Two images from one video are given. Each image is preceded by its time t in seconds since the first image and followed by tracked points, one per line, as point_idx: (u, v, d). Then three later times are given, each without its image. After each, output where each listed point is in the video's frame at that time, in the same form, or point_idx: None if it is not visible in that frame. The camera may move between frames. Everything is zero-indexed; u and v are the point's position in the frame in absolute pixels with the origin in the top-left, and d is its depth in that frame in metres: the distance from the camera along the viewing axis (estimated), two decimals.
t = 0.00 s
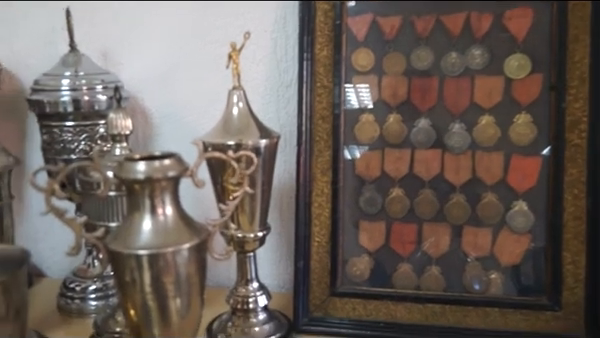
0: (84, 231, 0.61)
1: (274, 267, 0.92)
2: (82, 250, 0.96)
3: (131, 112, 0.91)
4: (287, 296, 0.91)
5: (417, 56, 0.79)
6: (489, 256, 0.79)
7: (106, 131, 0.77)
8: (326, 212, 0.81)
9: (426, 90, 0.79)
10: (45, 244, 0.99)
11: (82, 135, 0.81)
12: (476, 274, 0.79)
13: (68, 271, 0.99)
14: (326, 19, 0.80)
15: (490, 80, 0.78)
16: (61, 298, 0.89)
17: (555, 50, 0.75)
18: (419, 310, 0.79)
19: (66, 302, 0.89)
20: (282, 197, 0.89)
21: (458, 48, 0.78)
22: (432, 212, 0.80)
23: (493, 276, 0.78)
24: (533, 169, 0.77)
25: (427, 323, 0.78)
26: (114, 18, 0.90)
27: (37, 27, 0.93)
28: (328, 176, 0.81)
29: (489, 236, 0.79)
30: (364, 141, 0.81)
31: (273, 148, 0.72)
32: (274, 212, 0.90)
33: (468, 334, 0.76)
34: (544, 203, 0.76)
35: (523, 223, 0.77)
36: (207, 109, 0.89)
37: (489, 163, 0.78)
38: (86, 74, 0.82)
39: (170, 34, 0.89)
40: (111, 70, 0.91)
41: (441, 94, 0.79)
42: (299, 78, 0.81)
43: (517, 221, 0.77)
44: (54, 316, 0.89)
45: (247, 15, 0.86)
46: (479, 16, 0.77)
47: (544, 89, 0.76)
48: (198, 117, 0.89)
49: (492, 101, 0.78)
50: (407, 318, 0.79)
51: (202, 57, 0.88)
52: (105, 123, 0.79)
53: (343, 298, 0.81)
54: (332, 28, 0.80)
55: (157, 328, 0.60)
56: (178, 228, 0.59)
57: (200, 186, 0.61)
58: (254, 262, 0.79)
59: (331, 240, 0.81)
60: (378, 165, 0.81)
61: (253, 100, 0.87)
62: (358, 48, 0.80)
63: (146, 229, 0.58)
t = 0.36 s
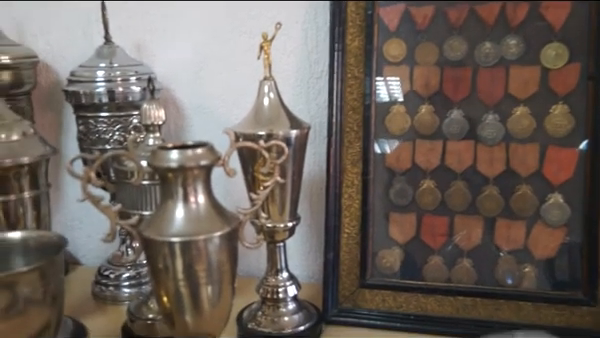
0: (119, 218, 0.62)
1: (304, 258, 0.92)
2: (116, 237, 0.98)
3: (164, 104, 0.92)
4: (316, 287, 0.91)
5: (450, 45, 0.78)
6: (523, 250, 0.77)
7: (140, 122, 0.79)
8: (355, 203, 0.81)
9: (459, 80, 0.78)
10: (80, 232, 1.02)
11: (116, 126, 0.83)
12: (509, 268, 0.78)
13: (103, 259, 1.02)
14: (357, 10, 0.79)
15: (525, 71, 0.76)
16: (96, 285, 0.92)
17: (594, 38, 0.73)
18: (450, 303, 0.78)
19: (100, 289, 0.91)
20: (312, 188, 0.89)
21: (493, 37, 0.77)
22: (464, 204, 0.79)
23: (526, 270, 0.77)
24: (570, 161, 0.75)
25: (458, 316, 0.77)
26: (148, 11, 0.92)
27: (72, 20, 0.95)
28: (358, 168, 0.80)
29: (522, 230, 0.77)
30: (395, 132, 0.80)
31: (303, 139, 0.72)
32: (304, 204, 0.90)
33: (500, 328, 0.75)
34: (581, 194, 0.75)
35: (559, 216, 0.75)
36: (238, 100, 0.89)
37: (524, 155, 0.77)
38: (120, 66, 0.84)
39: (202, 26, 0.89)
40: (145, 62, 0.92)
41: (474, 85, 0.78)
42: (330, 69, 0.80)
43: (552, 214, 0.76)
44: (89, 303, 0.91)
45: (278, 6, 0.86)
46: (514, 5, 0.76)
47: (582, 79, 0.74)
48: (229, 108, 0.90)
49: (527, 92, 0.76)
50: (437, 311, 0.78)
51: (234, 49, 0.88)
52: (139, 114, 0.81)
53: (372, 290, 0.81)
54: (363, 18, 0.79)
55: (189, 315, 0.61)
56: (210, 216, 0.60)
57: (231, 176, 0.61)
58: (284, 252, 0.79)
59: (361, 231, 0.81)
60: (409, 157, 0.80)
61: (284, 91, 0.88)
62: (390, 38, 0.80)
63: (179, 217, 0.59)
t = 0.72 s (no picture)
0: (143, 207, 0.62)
1: (326, 250, 0.92)
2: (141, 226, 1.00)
3: (188, 95, 0.93)
4: (338, 279, 0.91)
5: (477, 35, 0.77)
6: (549, 244, 0.76)
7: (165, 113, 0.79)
8: (379, 195, 0.80)
9: (485, 70, 0.77)
10: (106, 222, 1.04)
11: (142, 116, 0.84)
12: (535, 262, 0.76)
13: (127, 249, 1.03)
14: None
15: (555, 61, 0.75)
16: (121, 274, 0.94)
17: None
18: (474, 296, 0.77)
19: (125, 278, 0.93)
20: (334, 180, 0.89)
21: (522, 26, 0.76)
22: (489, 197, 0.78)
23: (553, 264, 0.76)
24: None
25: (483, 310, 0.76)
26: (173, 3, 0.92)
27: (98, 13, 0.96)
28: (382, 159, 0.80)
29: (549, 223, 0.76)
30: (420, 124, 0.79)
31: (327, 129, 0.72)
32: (326, 195, 0.90)
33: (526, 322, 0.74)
34: None
35: (587, 209, 0.74)
36: (262, 91, 0.90)
37: (552, 147, 0.75)
38: (146, 57, 0.85)
39: (226, 18, 0.90)
40: (170, 53, 0.93)
41: (502, 75, 0.77)
42: (354, 60, 0.80)
43: (581, 207, 0.75)
44: (115, 292, 0.93)
45: None
46: None
47: None
48: (252, 99, 0.90)
49: (556, 82, 0.75)
50: (461, 304, 0.77)
51: (258, 40, 0.89)
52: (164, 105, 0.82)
53: (395, 282, 0.80)
54: (388, 8, 0.78)
55: (211, 303, 0.61)
56: (232, 204, 0.60)
57: (254, 166, 0.61)
58: (306, 243, 0.79)
59: (383, 223, 0.80)
60: (433, 148, 0.80)
61: (307, 83, 0.87)
62: (415, 28, 0.79)
63: (201, 205, 0.59)
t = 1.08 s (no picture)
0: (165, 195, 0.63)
1: (346, 242, 0.92)
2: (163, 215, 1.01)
3: (210, 86, 0.93)
4: (359, 271, 0.91)
5: (503, 25, 0.76)
6: (575, 239, 0.75)
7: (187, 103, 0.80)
8: (400, 187, 0.79)
9: (511, 61, 0.76)
10: (129, 212, 1.05)
11: (165, 107, 0.85)
12: (560, 257, 0.75)
13: (150, 239, 1.05)
14: None
15: (583, 51, 0.73)
16: (144, 263, 0.95)
17: None
18: (496, 291, 0.76)
19: (148, 267, 0.94)
20: (355, 172, 0.89)
21: (549, 16, 0.74)
22: (513, 190, 0.77)
23: (578, 259, 0.74)
24: None
25: (505, 305, 0.75)
26: None
27: (123, 6, 0.98)
28: (403, 151, 0.79)
29: (575, 217, 0.75)
30: (443, 115, 0.78)
31: (348, 120, 0.72)
32: (347, 188, 0.89)
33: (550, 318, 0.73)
34: None
35: None
36: (283, 82, 0.90)
37: (579, 139, 0.74)
38: (169, 48, 0.86)
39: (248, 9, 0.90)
40: (193, 44, 0.93)
41: (528, 66, 0.75)
42: (376, 50, 0.79)
43: None
44: (137, 280, 0.94)
45: None
46: None
47: None
48: (274, 90, 0.90)
49: (584, 73, 0.73)
50: (482, 298, 0.76)
51: (280, 31, 0.89)
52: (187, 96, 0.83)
53: (416, 276, 0.79)
54: None
55: (231, 292, 0.61)
56: (252, 194, 0.60)
57: (274, 155, 0.61)
58: (326, 235, 0.79)
59: (405, 216, 0.80)
60: (457, 141, 0.79)
61: (329, 74, 0.87)
62: (439, 18, 0.78)
63: (222, 193, 0.59)
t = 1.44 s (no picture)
0: (190, 186, 0.63)
1: (369, 237, 0.92)
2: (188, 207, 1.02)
3: (235, 80, 0.94)
4: (381, 265, 0.90)
5: (532, 18, 0.74)
6: None
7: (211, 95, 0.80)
8: (424, 182, 0.79)
9: (540, 54, 0.74)
10: (154, 203, 1.07)
11: (190, 100, 0.86)
12: (588, 256, 0.73)
13: (174, 231, 1.06)
14: None
15: None
16: (168, 254, 0.96)
17: None
18: (522, 288, 0.75)
19: (172, 258, 0.96)
20: (379, 167, 0.88)
21: (580, 8, 0.72)
22: (540, 186, 0.76)
23: None
24: None
25: (531, 302, 0.74)
26: None
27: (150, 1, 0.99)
28: (428, 146, 0.78)
29: None
30: (469, 109, 0.78)
31: (372, 113, 0.72)
32: (371, 182, 0.89)
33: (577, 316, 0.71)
34: None
35: None
36: (307, 75, 0.90)
37: None
38: (195, 41, 0.87)
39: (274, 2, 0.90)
40: (218, 38, 0.94)
41: (557, 60, 0.74)
42: (402, 43, 0.78)
43: None
44: (162, 271, 0.96)
45: None
46: None
47: None
48: (298, 84, 0.90)
49: None
50: (507, 295, 0.75)
51: (305, 24, 0.89)
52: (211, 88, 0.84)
53: (439, 271, 0.79)
54: None
55: (254, 283, 0.62)
56: (276, 186, 0.60)
57: (299, 148, 0.61)
58: (349, 229, 0.79)
59: (428, 211, 0.79)
60: (483, 135, 0.77)
61: (354, 68, 0.87)
62: (466, 12, 0.77)
63: (246, 185, 0.59)
